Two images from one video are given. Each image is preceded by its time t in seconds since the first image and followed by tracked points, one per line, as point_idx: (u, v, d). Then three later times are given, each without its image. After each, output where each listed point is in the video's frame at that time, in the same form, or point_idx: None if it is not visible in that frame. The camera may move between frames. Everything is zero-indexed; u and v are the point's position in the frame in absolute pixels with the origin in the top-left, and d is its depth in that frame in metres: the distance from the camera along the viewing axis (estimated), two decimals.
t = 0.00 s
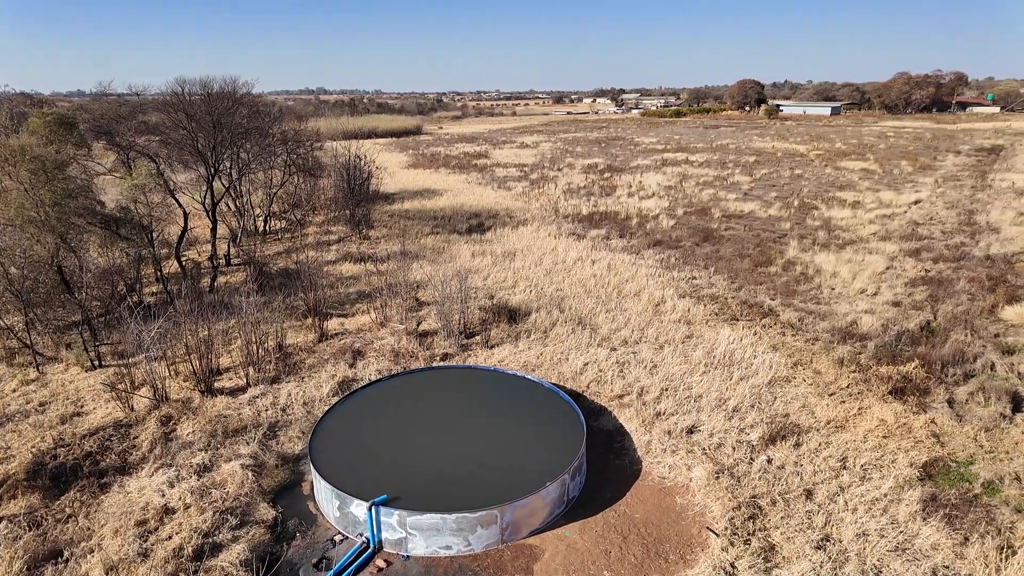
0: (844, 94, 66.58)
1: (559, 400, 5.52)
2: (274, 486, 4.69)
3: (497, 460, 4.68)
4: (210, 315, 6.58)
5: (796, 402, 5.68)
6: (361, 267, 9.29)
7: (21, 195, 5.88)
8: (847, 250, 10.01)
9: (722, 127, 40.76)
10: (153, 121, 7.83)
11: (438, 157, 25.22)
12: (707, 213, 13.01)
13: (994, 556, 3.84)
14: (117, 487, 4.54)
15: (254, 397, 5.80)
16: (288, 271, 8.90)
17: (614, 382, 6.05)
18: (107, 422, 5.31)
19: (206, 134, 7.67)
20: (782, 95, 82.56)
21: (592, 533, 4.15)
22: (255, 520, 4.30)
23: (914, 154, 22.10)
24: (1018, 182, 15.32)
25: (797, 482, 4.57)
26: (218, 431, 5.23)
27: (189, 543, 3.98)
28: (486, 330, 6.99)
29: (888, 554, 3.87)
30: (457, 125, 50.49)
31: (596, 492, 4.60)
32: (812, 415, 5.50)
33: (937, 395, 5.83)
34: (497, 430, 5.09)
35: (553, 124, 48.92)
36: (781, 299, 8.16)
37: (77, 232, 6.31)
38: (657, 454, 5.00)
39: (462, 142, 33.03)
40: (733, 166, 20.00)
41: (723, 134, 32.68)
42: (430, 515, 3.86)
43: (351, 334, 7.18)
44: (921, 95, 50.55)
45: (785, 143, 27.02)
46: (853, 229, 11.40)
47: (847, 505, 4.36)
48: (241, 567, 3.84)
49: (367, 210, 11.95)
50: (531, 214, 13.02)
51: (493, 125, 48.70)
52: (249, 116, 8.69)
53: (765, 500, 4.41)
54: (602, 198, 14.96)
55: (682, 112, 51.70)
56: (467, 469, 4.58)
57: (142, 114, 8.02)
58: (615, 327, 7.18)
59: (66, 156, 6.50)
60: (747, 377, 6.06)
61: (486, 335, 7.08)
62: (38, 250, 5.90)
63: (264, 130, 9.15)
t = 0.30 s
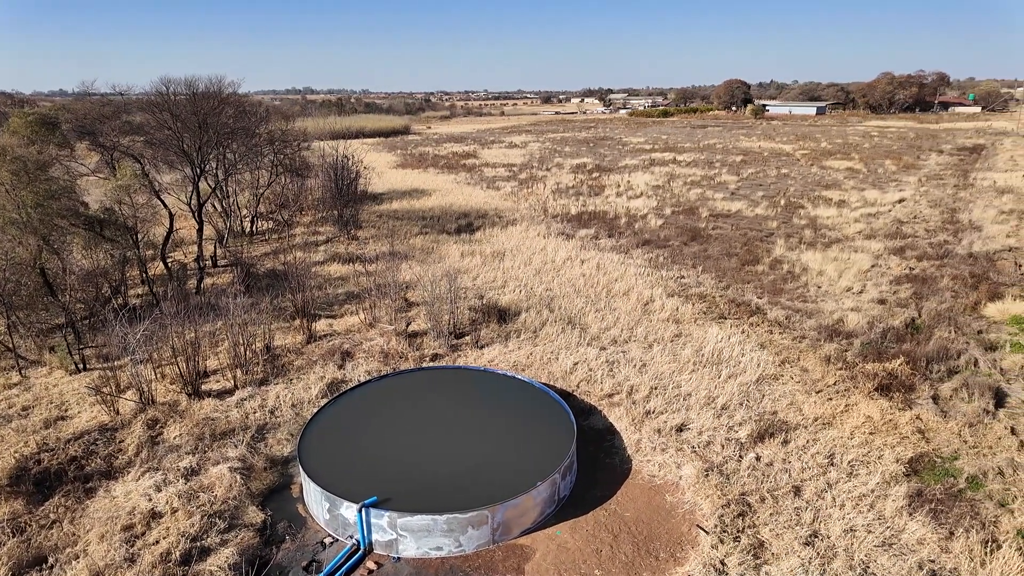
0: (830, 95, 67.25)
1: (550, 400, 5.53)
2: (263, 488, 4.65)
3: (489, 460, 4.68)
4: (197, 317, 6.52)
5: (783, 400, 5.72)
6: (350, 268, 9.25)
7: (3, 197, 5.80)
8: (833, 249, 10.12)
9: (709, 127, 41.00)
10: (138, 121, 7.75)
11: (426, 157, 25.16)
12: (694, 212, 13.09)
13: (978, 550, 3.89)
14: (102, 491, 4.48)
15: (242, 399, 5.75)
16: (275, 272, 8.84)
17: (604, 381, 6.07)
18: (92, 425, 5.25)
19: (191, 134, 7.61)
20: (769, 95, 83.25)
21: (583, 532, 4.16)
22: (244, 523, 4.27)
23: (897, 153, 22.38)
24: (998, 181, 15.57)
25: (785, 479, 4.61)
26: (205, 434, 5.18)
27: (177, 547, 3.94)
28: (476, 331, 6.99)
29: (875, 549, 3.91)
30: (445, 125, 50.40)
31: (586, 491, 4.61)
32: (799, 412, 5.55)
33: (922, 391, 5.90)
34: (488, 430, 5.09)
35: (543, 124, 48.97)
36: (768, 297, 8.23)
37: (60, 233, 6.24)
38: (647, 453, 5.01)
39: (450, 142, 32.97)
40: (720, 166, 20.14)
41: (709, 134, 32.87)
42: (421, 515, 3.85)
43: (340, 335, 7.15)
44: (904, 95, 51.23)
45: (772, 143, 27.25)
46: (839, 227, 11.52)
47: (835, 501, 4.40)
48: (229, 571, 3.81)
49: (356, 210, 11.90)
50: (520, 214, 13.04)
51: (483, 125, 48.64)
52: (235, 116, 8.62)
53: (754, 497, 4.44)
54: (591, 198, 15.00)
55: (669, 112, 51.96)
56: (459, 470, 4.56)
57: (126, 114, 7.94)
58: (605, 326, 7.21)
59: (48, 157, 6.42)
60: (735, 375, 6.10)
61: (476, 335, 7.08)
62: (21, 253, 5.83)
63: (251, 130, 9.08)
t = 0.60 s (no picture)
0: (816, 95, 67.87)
1: (540, 400, 5.53)
2: (252, 492, 4.61)
3: (479, 461, 4.67)
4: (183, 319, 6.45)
5: (771, 398, 5.77)
6: (338, 269, 9.21)
7: None
8: (819, 247, 10.22)
9: (697, 126, 41.23)
10: (122, 122, 7.68)
11: (414, 157, 25.10)
12: (682, 212, 13.16)
13: (964, 544, 3.94)
14: (88, 497, 4.42)
15: (229, 402, 5.71)
16: (263, 274, 8.78)
17: (594, 380, 6.08)
18: (76, 430, 5.18)
19: (177, 134, 7.54)
20: (756, 95, 83.91)
21: (574, 532, 4.16)
22: (232, 527, 4.23)
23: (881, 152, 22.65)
24: (980, 180, 15.80)
25: (774, 476, 4.64)
26: (193, 438, 5.13)
27: (165, 552, 3.90)
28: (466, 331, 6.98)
29: (863, 545, 3.95)
30: (434, 125, 50.32)
31: (577, 490, 4.62)
32: (787, 410, 5.59)
33: (907, 388, 5.97)
34: (478, 431, 5.08)
35: (532, 124, 49.04)
36: (756, 295, 8.29)
37: (43, 235, 6.17)
38: (637, 451, 5.03)
39: (438, 142, 32.93)
40: (707, 165, 20.27)
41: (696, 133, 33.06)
42: (412, 517, 3.83)
43: (329, 336, 7.11)
44: (888, 95, 51.85)
45: (758, 142, 27.46)
46: (825, 226, 11.64)
47: (823, 497, 4.44)
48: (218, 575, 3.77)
49: (344, 211, 11.84)
50: (509, 214, 13.04)
51: (471, 125, 48.59)
52: (221, 116, 8.56)
53: (743, 494, 4.47)
54: (580, 198, 15.04)
55: (657, 113, 52.23)
56: (449, 473, 4.53)
57: (110, 115, 7.86)
58: (594, 326, 7.22)
59: (30, 157, 6.33)
60: (724, 373, 6.14)
61: (466, 335, 7.07)
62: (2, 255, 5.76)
63: (237, 131, 9.02)
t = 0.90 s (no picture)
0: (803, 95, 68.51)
1: (530, 399, 5.54)
2: (240, 495, 4.57)
3: (470, 461, 4.67)
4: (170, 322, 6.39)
5: (760, 395, 5.81)
6: (327, 270, 9.16)
7: None
8: (806, 246, 10.31)
9: (685, 126, 41.45)
10: (106, 122, 7.60)
11: (402, 157, 25.04)
12: (670, 211, 13.23)
13: (949, 539, 3.99)
14: (73, 502, 4.37)
15: (217, 405, 5.66)
16: (250, 275, 8.72)
17: (584, 379, 6.10)
18: (61, 434, 5.11)
19: (162, 135, 7.48)
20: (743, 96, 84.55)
21: (566, 531, 4.17)
22: (221, 531, 4.19)
23: (866, 152, 22.92)
24: (963, 179, 16.03)
25: (763, 473, 4.68)
26: (180, 441, 5.08)
27: (152, 557, 3.86)
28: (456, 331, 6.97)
29: (851, 541, 3.99)
30: (422, 125, 50.21)
31: (568, 489, 4.63)
32: (775, 407, 5.64)
33: (893, 385, 6.04)
34: (469, 431, 5.08)
35: (521, 124, 49.09)
36: (743, 294, 8.35)
37: (26, 237, 6.10)
38: (627, 450, 5.05)
39: (426, 142, 32.87)
40: (694, 165, 20.40)
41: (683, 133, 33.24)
42: (403, 518, 3.82)
43: (318, 338, 7.07)
44: (872, 95, 52.45)
45: (745, 142, 27.67)
46: (811, 225, 11.75)
47: (811, 494, 4.47)
48: None
49: (332, 212, 11.79)
50: (499, 214, 13.04)
51: (460, 125, 48.54)
52: (207, 117, 8.49)
53: (733, 492, 4.50)
54: (568, 198, 15.07)
55: (644, 113, 52.48)
56: (439, 473, 4.53)
57: (94, 115, 7.78)
58: (584, 326, 7.24)
59: (12, 158, 6.25)
60: (713, 372, 6.18)
61: (456, 335, 7.06)
62: None
63: (223, 131, 8.95)
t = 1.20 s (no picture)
0: (790, 95, 69.09)
1: (522, 399, 5.55)
2: (230, 499, 4.54)
3: (461, 462, 4.67)
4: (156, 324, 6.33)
5: (748, 393, 5.85)
6: (315, 271, 9.12)
7: None
8: (793, 245, 10.41)
9: (673, 126, 41.67)
10: (89, 123, 7.52)
11: (391, 158, 24.97)
12: (658, 211, 13.30)
13: (935, 533, 4.04)
14: (59, 508, 4.31)
15: (205, 408, 5.61)
16: (237, 277, 8.66)
17: (574, 379, 6.11)
18: (46, 439, 5.05)
19: (147, 136, 7.41)
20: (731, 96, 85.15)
21: (557, 530, 4.17)
22: (210, 535, 4.15)
23: (852, 151, 23.17)
24: (946, 177, 16.25)
25: (752, 471, 4.71)
26: (168, 445, 5.03)
27: (140, 562, 3.82)
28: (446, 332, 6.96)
29: (839, 536, 4.03)
30: (411, 125, 50.08)
31: (559, 489, 4.64)
32: (764, 405, 5.68)
33: (880, 381, 6.10)
34: (461, 432, 5.08)
35: (511, 124, 49.13)
36: (731, 293, 8.41)
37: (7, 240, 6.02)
38: (618, 449, 5.07)
39: (414, 143, 32.80)
40: (682, 165, 20.52)
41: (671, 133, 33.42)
42: (394, 520, 3.80)
43: (307, 340, 7.04)
44: (857, 95, 53.02)
45: (732, 142, 27.88)
46: (797, 224, 11.86)
47: (800, 490, 4.51)
48: None
49: (320, 213, 11.73)
50: (488, 214, 13.05)
51: (450, 125, 48.47)
52: (193, 117, 8.43)
53: (723, 489, 4.53)
54: (558, 198, 15.10)
55: (633, 113, 52.71)
56: (431, 474, 4.52)
57: (77, 116, 7.71)
58: (574, 325, 7.26)
59: None
60: (702, 370, 6.22)
61: (446, 336, 7.05)
62: None
63: (210, 132, 8.89)
